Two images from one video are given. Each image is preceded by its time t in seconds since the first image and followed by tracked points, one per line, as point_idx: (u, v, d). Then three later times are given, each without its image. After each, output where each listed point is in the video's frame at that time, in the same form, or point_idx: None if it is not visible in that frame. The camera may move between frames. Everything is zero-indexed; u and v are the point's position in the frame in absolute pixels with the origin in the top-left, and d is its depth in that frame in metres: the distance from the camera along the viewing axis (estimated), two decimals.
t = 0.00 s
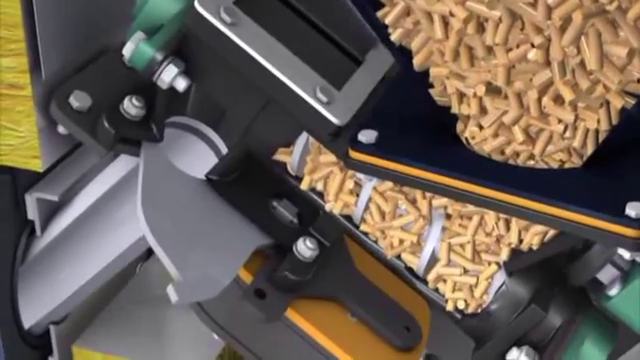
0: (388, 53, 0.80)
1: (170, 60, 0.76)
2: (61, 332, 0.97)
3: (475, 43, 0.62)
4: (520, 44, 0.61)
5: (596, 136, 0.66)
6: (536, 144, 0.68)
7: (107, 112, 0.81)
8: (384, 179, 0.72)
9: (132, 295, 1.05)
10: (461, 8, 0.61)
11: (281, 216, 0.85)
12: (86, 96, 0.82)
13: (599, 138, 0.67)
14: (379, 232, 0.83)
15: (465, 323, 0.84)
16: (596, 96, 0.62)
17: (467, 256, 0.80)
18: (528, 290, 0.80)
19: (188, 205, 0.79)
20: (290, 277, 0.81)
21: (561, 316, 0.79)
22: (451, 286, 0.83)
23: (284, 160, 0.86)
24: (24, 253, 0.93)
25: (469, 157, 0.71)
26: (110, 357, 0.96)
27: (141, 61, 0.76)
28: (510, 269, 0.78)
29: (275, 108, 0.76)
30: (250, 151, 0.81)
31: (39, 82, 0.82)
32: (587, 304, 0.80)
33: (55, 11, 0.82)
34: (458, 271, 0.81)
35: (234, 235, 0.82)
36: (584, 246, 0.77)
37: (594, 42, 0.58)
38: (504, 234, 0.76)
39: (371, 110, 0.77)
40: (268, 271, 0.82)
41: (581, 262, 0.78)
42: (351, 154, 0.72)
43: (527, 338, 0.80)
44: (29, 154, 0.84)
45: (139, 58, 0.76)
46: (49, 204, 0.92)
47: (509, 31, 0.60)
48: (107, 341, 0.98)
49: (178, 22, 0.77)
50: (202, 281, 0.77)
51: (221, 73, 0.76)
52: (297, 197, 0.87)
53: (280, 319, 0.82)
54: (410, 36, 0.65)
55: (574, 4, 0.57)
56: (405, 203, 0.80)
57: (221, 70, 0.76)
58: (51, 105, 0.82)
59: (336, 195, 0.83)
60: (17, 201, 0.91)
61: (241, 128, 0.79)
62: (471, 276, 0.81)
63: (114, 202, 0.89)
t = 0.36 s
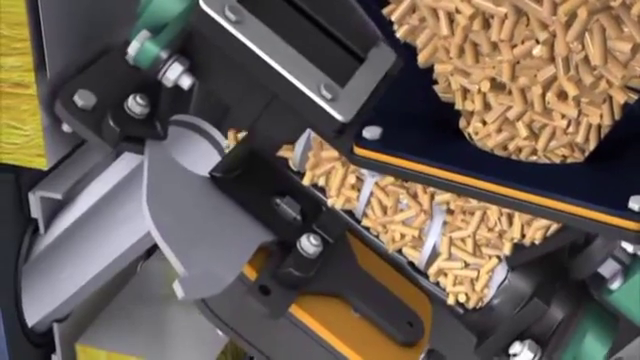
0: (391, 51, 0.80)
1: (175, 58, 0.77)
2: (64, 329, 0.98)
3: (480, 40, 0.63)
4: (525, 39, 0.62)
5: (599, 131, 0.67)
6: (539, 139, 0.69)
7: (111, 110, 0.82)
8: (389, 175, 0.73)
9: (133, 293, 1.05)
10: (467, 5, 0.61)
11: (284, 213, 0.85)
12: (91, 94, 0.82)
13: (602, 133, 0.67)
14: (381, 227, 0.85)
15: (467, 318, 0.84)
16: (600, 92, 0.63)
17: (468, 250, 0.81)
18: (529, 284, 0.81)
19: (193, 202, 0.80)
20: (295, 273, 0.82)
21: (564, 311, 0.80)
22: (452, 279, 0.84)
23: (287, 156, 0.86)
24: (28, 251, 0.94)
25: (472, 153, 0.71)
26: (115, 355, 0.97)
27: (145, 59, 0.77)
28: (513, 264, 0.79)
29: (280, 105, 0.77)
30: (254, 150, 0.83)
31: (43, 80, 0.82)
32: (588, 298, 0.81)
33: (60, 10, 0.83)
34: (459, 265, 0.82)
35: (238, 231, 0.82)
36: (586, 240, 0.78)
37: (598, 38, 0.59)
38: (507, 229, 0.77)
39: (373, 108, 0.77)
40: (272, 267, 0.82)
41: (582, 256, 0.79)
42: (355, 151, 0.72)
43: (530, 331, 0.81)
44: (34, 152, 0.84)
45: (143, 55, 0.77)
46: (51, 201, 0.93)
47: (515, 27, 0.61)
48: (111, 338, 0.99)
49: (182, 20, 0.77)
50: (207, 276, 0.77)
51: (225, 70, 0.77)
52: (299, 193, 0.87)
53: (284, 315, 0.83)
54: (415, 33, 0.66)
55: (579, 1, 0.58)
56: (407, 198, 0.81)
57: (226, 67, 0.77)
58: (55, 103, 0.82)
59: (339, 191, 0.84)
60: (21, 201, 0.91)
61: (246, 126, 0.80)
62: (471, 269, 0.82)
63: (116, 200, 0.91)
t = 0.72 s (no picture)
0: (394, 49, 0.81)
1: (180, 55, 0.77)
2: (68, 327, 0.98)
3: (487, 35, 0.64)
4: (531, 35, 0.62)
5: (602, 126, 0.68)
6: (544, 134, 0.69)
7: (117, 108, 0.82)
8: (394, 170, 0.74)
9: (135, 293, 1.06)
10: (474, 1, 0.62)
11: (289, 210, 0.86)
12: (96, 93, 0.83)
13: (605, 127, 0.68)
14: (383, 222, 0.84)
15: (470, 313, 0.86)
16: (604, 87, 0.63)
17: (470, 243, 0.81)
18: (532, 278, 0.82)
19: (199, 199, 0.81)
20: (299, 269, 0.82)
21: (566, 305, 0.81)
22: (453, 273, 0.83)
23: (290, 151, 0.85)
24: (32, 250, 0.94)
25: (476, 148, 0.72)
26: (119, 352, 0.97)
27: (152, 57, 0.77)
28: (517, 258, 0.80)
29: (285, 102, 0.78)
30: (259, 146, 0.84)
31: (49, 79, 0.83)
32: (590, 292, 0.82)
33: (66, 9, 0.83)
34: (461, 258, 0.81)
35: (243, 228, 0.83)
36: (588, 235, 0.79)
37: (603, 32, 0.60)
38: (510, 224, 0.77)
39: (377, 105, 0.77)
40: (277, 263, 0.83)
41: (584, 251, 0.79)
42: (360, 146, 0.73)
43: (533, 325, 0.82)
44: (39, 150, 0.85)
45: (150, 53, 0.77)
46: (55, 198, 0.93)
47: (522, 22, 0.62)
48: (113, 336, 0.99)
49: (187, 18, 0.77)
50: (214, 272, 0.78)
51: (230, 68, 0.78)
52: (302, 189, 0.88)
53: (288, 311, 0.84)
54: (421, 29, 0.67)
55: None
56: (408, 192, 0.81)
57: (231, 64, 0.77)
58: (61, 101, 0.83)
59: (340, 185, 0.83)
60: (25, 200, 0.91)
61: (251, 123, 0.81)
62: (473, 263, 0.81)
63: (117, 199, 0.91)
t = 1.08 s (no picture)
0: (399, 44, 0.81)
1: (188, 52, 0.78)
2: (73, 325, 0.99)
3: (495, 30, 0.64)
4: (539, 29, 0.63)
5: (607, 119, 0.69)
6: (549, 129, 0.71)
7: (124, 104, 0.83)
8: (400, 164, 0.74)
9: (140, 288, 1.07)
10: None
11: (294, 206, 0.87)
12: (103, 91, 0.83)
13: (610, 121, 0.69)
14: (386, 214, 0.87)
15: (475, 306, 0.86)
16: (610, 80, 0.64)
17: (472, 236, 0.83)
18: (536, 272, 0.83)
19: (205, 196, 0.81)
20: (305, 264, 0.83)
21: (571, 299, 0.82)
22: (455, 266, 0.86)
23: (291, 147, 0.88)
24: (37, 247, 0.94)
25: (481, 141, 0.73)
26: (123, 349, 0.97)
27: (160, 55, 0.79)
28: (522, 252, 0.81)
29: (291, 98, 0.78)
30: (266, 142, 0.85)
31: (56, 76, 0.84)
32: (593, 285, 0.83)
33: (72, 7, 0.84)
34: (464, 251, 0.84)
35: (249, 224, 0.83)
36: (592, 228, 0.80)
37: (610, 27, 0.61)
38: (515, 218, 0.78)
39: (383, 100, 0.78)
40: (283, 259, 0.84)
41: (588, 244, 0.80)
42: (367, 142, 0.74)
43: (537, 318, 0.83)
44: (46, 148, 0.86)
45: (158, 51, 0.79)
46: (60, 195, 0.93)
47: (530, 17, 0.63)
48: (117, 333, 0.99)
49: (193, 16, 0.78)
50: (217, 268, 0.79)
51: (236, 64, 0.78)
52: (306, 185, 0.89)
53: (295, 306, 0.84)
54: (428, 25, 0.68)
55: None
56: (411, 186, 0.83)
57: (236, 61, 0.77)
58: (67, 98, 0.84)
59: (344, 179, 0.86)
60: (30, 197, 0.91)
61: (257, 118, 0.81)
62: (475, 255, 0.84)
63: (121, 199, 0.91)
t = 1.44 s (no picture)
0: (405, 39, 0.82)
1: (197, 48, 0.79)
2: (80, 322, 0.99)
3: (507, 22, 0.65)
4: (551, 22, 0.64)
5: (616, 112, 0.70)
6: (558, 121, 0.71)
7: (133, 100, 0.83)
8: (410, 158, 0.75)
9: (146, 286, 1.07)
10: None
11: (301, 201, 0.87)
12: (111, 87, 0.83)
13: (618, 113, 0.70)
14: (391, 207, 0.87)
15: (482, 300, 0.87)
16: (621, 72, 0.65)
17: (478, 227, 0.83)
18: (544, 266, 0.83)
19: (215, 191, 0.82)
20: (314, 258, 0.84)
21: (578, 291, 0.82)
22: (461, 257, 0.85)
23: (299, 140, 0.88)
24: (45, 244, 0.95)
25: (490, 133, 0.73)
26: (131, 346, 0.97)
27: (168, 49, 0.80)
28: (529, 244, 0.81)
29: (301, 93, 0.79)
30: (274, 136, 0.84)
31: (64, 73, 0.84)
32: (600, 279, 0.83)
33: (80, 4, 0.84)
34: (468, 242, 0.84)
35: (258, 218, 0.84)
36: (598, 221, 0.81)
37: (622, 19, 0.62)
38: (523, 211, 0.79)
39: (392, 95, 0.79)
40: (291, 254, 0.84)
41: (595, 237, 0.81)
42: (377, 135, 0.75)
43: (545, 311, 0.83)
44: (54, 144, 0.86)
45: (166, 46, 0.80)
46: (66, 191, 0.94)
47: (543, 9, 0.63)
48: (124, 330, 1.00)
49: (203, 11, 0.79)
50: (224, 262, 0.79)
51: (248, 59, 0.79)
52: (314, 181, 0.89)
53: (304, 301, 0.85)
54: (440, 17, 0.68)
55: None
56: (417, 178, 0.84)
57: (248, 55, 0.78)
58: (76, 95, 0.84)
59: (350, 172, 0.87)
60: (38, 194, 0.92)
61: (265, 114, 0.82)
62: (480, 246, 0.84)
63: (125, 197, 0.92)
